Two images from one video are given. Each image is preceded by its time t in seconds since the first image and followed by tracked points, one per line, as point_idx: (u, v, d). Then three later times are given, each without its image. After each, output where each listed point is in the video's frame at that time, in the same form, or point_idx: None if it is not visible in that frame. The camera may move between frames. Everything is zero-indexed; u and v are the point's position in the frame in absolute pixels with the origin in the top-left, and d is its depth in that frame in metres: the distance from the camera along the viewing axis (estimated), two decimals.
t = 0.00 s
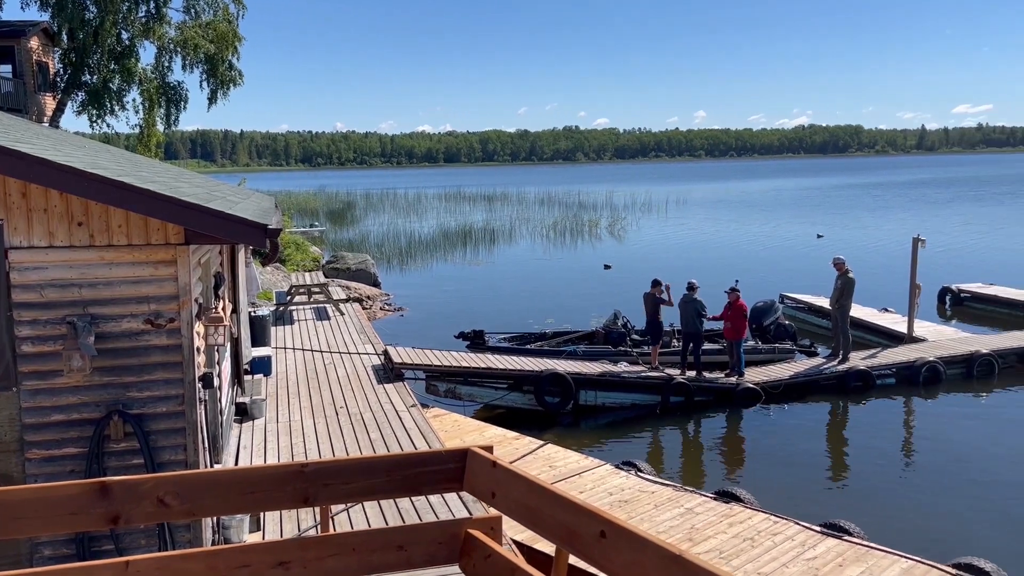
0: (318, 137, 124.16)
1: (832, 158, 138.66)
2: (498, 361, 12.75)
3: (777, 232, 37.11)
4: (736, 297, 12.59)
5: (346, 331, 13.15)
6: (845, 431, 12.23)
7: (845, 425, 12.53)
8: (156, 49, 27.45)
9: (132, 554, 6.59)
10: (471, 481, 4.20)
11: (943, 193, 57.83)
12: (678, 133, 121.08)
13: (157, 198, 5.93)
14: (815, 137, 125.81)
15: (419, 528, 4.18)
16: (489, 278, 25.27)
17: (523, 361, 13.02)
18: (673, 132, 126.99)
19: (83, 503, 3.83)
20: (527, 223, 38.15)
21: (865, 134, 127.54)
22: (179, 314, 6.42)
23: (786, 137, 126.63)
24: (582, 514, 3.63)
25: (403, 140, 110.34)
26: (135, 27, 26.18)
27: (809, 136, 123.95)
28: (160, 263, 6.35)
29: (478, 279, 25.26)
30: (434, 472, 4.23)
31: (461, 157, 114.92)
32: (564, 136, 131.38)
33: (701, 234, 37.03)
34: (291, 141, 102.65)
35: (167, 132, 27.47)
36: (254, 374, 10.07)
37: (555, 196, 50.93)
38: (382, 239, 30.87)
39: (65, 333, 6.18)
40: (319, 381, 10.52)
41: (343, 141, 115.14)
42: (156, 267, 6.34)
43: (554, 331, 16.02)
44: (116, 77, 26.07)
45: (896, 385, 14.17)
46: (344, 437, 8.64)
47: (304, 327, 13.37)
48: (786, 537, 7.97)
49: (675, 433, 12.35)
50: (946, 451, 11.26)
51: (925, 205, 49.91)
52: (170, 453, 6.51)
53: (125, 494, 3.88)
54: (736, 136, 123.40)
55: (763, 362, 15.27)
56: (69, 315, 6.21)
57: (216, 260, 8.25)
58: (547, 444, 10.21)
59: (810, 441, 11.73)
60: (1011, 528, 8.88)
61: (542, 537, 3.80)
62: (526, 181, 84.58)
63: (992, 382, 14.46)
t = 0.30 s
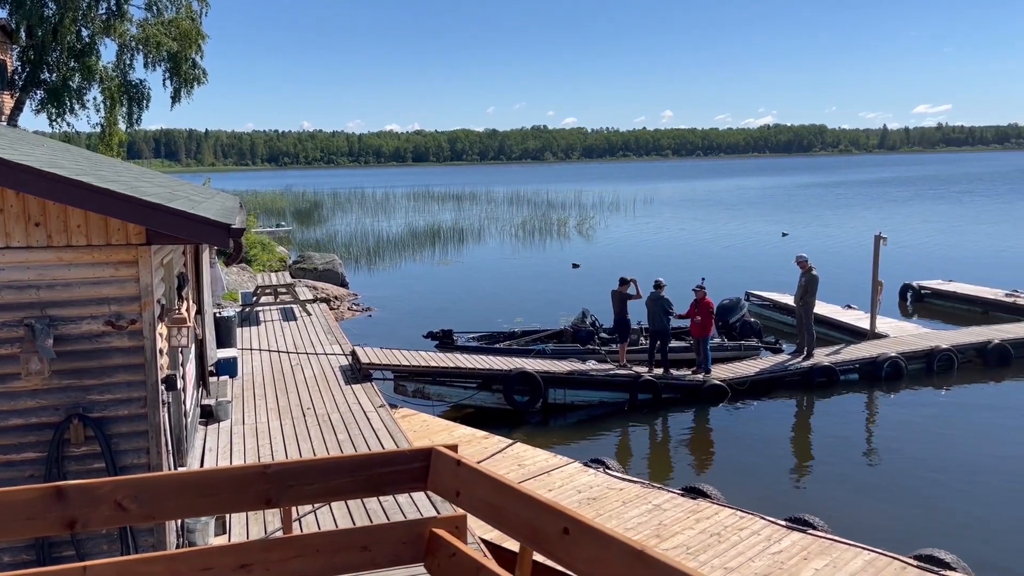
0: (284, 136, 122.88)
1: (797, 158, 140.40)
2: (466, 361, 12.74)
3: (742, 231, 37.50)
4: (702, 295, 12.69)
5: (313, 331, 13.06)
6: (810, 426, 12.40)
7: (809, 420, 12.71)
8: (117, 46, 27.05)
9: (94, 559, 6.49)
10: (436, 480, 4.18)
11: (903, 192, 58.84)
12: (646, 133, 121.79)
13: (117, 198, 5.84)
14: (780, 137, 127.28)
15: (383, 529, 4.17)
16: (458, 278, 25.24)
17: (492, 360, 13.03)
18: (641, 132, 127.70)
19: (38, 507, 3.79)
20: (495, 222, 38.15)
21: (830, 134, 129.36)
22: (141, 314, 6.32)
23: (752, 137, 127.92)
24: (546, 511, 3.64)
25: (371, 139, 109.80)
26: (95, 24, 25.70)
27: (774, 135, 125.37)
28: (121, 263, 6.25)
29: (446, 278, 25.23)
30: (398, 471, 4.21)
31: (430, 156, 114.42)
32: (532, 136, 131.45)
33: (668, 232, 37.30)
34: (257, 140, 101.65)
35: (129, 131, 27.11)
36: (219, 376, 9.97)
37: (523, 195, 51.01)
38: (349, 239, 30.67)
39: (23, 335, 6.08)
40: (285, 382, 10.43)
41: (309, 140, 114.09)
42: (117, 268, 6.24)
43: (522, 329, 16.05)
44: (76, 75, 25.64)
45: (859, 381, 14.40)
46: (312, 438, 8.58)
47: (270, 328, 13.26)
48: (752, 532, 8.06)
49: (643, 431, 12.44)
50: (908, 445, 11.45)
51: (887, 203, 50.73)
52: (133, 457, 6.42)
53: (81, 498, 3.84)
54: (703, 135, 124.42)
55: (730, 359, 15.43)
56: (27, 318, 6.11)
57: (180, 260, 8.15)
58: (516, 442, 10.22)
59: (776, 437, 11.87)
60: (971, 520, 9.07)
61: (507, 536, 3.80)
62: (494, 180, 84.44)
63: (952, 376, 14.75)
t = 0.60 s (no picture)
0: (248, 135, 121.36)
1: (762, 157, 142.05)
2: (433, 361, 12.72)
3: (708, 229, 37.82)
4: (668, 293, 12.78)
5: (279, 332, 12.95)
6: (775, 422, 12.53)
7: (773, 416, 12.86)
8: (76, 43, 26.57)
9: (54, 565, 6.36)
10: (398, 480, 4.15)
11: (863, 190, 59.81)
12: (613, 132, 122.33)
13: (74, 198, 5.74)
14: (745, 136, 128.58)
15: (345, 531, 4.15)
16: (425, 277, 25.14)
17: (460, 360, 13.02)
18: (608, 131, 128.22)
19: None
20: (463, 222, 38.05)
21: (794, 132, 131.01)
22: (100, 316, 6.21)
23: (718, 136, 129.04)
24: (508, 510, 3.64)
25: (338, 138, 108.93)
26: (53, 20, 25.20)
27: (739, 134, 126.65)
28: (79, 264, 6.13)
29: (413, 278, 25.13)
30: (361, 472, 4.18)
31: (397, 155, 113.74)
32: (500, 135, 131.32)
33: (635, 231, 37.52)
34: (222, 139, 100.35)
35: (88, 130, 26.63)
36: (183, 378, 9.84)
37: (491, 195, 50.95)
38: (315, 239, 30.41)
39: None
40: (250, 383, 10.32)
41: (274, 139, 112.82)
42: (74, 268, 6.12)
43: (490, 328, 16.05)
44: (33, 73, 25.06)
45: (822, 377, 14.61)
46: (277, 439, 8.50)
47: (234, 329, 13.11)
48: (718, 527, 8.14)
49: (610, 428, 12.50)
50: (870, 439, 11.64)
51: (849, 201, 51.53)
52: (92, 461, 6.31)
53: (37, 503, 3.80)
54: (670, 135, 125.30)
55: (696, 357, 15.55)
56: None
57: (141, 260, 8.03)
58: (484, 442, 10.20)
59: (741, 433, 11.99)
60: (931, 511, 9.24)
61: (470, 535, 3.79)
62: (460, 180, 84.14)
63: (912, 372, 15.01)
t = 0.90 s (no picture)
0: (211, 133, 119.61)
1: (727, 156, 143.50)
2: (400, 361, 12.67)
3: (673, 228, 38.07)
4: (633, 291, 12.86)
5: (242, 333, 12.81)
6: (739, 419, 12.67)
7: (738, 412, 13.01)
8: (31, 40, 26.06)
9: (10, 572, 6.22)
10: (359, 481, 4.13)
11: (824, 189, 60.67)
12: (579, 131, 122.66)
13: (29, 198, 5.63)
14: (710, 135, 129.73)
15: (306, 533, 4.13)
16: (391, 277, 25.01)
17: (426, 359, 12.98)
18: (574, 131, 128.52)
19: None
20: (429, 221, 37.89)
21: (758, 131, 132.50)
22: (56, 319, 6.09)
23: (683, 136, 130.02)
24: (469, 509, 3.64)
25: (303, 138, 107.81)
26: (8, 17, 24.67)
27: (704, 134, 127.75)
28: (32, 266, 6.00)
29: (379, 278, 25.00)
30: (321, 472, 4.13)
31: (362, 154, 112.84)
32: (466, 134, 130.97)
33: (600, 230, 37.67)
34: (184, 138, 98.86)
35: (45, 128, 26.12)
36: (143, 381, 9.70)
37: (457, 194, 50.82)
38: (280, 239, 30.11)
39: None
40: (213, 385, 10.19)
41: (238, 138, 111.31)
42: (28, 270, 5.99)
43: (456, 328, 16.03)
44: None
45: (785, 373, 14.80)
46: (241, 441, 8.41)
47: (197, 330, 12.95)
48: (683, 523, 8.21)
49: (577, 426, 12.54)
50: (832, 433, 11.82)
51: (811, 200, 52.27)
52: (49, 466, 6.19)
53: None
54: (636, 134, 125.99)
55: (661, 354, 15.67)
56: None
57: (98, 262, 7.90)
58: (450, 441, 10.17)
59: (706, 430, 12.11)
60: (891, 504, 9.40)
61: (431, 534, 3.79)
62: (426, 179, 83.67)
63: (872, 367, 15.27)
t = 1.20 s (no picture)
0: (170, 132, 117.49)
1: (691, 155, 144.85)
2: (365, 361, 12.59)
3: (637, 226, 38.31)
4: (597, 289, 12.93)
5: (203, 334, 12.63)
6: (703, 414, 12.81)
7: (701, 408, 13.14)
8: None
9: None
10: (320, 481, 4.09)
11: (785, 187, 61.51)
12: (544, 130, 122.77)
13: None
14: (674, 134, 130.65)
15: (266, 534, 4.10)
16: (355, 277, 24.84)
17: (391, 359, 12.91)
18: (540, 130, 128.61)
19: None
20: (394, 220, 37.66)
21: (721, 130, 133.87)
22: (10, 320, 5.95)
23: (647, 135, 130.78)
24: (430, 508, 3.62)
25: (265, 136, 106.39)
26: None
27: (668, 132, 128.69)
28: None
29: (343, 277, 24.81)
30: (282, 473, 4.10)
31: (325, 153, 111.63)
32: (431, 133, 130.42)
33: (566, 229, 37.75)
34: (142, 136, 97.02)
35: None
36: (101, 383, 9.53)
37: (422, 193, 50.62)
38: (242, 238, 29.73)
39: None
40: (173, 387, 10.05)
41: (198, 136, 109.60)
42: None
43: (422, 327, 15.98)
44: None
45: (748, 369, 14.98)
46: (202, 443, 8.30)
47: (156, 332, 12.74)
48: (648, 519, 8.26)
49: (543, 424, 12.57)
50: (794, 428, 11.98)
51: (772, 198, 52.99)
52: (3, 471, 6.04)
53: None
54: (601, 133, 126.44)
55: (626, 352, 15.78)
56: None
57: (53, 262, 7.74)
58: (415, 441, 10.13)
59: (670, 426, 12.21)
60: (850, 496, 9.58)
61: (392, 534, 3.77)
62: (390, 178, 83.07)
63: (833, 362, 15.52)
